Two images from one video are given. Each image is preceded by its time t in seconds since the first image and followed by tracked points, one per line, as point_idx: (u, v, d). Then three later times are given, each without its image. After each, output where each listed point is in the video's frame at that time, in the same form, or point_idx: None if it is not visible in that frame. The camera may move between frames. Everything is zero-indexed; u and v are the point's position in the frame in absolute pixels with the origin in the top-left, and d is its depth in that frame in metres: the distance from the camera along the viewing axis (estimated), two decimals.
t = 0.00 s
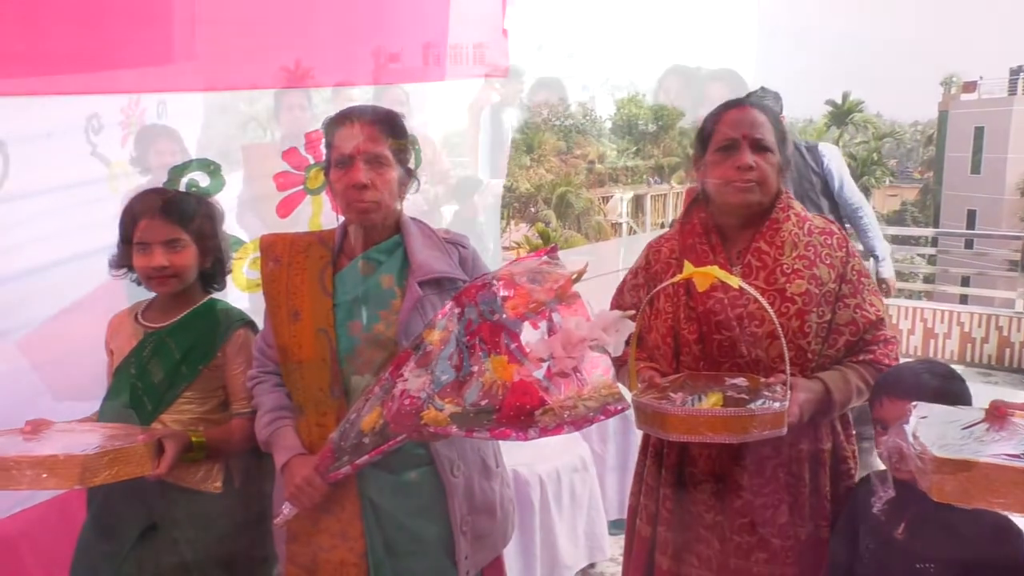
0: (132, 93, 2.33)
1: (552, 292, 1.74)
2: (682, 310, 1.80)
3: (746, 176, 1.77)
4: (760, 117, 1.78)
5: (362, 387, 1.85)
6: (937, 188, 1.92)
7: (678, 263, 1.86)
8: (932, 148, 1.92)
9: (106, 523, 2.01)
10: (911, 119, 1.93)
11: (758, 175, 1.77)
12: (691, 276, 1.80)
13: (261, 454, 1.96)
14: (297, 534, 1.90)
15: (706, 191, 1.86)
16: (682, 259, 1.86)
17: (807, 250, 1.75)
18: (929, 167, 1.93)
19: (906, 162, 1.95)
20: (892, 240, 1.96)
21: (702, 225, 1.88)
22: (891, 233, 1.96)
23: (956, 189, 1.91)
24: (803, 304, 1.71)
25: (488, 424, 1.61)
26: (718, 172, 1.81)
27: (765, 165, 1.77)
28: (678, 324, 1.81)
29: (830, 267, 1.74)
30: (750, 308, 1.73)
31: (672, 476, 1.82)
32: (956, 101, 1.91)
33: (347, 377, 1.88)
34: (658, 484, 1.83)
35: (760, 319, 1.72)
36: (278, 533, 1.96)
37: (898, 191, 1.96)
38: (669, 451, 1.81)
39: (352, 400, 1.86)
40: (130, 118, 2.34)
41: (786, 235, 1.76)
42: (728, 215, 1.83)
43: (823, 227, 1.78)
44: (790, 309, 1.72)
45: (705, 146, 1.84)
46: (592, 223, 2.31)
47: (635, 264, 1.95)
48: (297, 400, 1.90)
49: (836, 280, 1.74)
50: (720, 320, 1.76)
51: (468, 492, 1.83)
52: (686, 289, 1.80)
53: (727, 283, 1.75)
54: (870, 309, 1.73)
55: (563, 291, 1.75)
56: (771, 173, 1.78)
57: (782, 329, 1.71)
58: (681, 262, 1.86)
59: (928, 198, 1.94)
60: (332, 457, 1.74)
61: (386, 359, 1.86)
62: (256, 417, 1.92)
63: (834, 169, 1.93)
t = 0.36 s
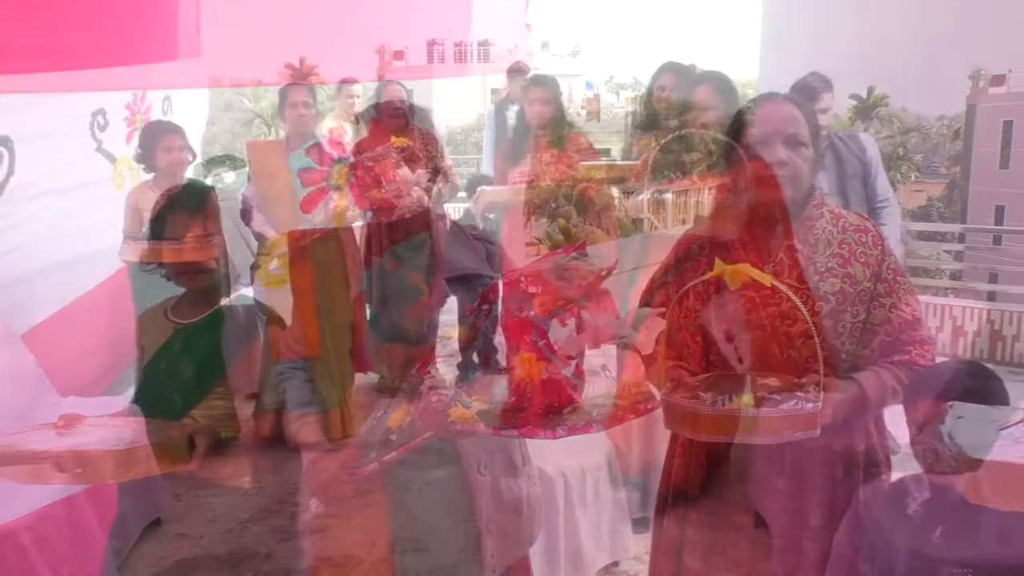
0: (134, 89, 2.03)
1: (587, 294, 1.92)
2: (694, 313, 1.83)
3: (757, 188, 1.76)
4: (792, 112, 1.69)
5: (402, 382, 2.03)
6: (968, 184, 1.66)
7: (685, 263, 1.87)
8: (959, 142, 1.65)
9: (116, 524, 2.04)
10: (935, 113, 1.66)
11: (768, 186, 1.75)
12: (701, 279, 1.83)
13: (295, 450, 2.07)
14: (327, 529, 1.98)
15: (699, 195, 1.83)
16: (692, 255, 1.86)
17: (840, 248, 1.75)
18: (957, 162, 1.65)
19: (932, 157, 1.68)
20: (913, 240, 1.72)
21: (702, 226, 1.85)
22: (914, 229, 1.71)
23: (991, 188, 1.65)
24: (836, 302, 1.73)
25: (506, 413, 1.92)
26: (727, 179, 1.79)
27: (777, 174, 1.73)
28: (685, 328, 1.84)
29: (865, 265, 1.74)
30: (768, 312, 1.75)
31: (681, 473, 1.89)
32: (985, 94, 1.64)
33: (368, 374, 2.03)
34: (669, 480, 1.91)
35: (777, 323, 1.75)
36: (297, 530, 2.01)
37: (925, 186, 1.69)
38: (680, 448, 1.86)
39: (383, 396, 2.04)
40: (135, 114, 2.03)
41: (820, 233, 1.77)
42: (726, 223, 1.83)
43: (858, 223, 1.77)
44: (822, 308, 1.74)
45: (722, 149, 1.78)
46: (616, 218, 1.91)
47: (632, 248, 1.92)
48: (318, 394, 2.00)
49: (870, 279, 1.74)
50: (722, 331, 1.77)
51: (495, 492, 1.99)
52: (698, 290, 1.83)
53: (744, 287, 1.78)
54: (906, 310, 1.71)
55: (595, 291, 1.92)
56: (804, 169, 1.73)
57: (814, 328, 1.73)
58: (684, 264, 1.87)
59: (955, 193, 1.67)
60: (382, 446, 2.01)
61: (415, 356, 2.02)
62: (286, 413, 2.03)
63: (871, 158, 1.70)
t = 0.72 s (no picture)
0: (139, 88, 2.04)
1: (566, 306, 2.21)
2: (683, 322, 1.99)
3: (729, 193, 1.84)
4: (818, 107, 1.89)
5: (410, 382, 2.50)
6: (989, 184, 1.95)
7: (669, 274, 1.93)
8: (980, 142, 1.95)
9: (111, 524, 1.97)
10: (964, 114, 1.96)
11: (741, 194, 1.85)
12: (688, 288, 1.95)
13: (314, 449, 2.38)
14: (338, 527, 2.01)
15: (707, 203, 1.82)
16: (670, 268, 1.92)
17: (871, 247, 2.09)
18: (979, 162, 1.96)
19: (956, 156, 1.99)
20: (952, 240, 2.00)
21: (706, 226, 1.84)
22: (953, 232, 2.00)
23: (1011, 189, 1.93)
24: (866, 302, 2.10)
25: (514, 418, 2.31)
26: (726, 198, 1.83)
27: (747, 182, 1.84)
28: (677, 335, 2.00)
29: (893, 263, 2.09)
30: (754, 322, 1.99)
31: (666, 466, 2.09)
32: (1009, 93, 1.91)
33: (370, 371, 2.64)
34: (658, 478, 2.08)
35: (764, 332, 1.99)
36: (302, 530, 2.02)
37: (952, 188, 1.99)
38: (676, 444, 2.08)
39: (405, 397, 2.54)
40: (140, 112, 2.06)
41: (850, 232, 2.06)
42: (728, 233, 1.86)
43: (888, 224, 2.08)
44: (852, 307, 2.09)
45: (694, 151, 1.83)
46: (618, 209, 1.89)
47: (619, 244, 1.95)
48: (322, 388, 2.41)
49: (901, 278, 2.08)
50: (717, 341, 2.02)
51: (500, 494, 2.09)
52: (688, 302, 1.97)
53: (737, 295, 1.97)
54: (937, 308, 1.94)
55: (579, 303, 2.16)
56: (828, 166, 1.98)
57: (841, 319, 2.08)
58: (670, 275, 1.94)
59: (977, 194, 1.97)
60: (387, 463, 2.19)
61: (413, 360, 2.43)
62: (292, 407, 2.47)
63: (934, 162, 2.01)
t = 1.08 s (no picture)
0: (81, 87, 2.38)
1: (563, 313, 2.49)
2: (690, 336, 1.89)
3: (727, 196, 1.81)
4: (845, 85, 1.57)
5: (416, 387, 2.90)
6: (1004, 160, 1.70)
7: (671, 285, 1.85)
8: None
9: (119, 522, 1.88)
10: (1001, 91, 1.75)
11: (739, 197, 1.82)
12: (690, 299, 1.88)
13: (317, 451, 2.45)
14: (346, 529, 2.02)
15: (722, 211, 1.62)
16: (674, 277, 1.85)
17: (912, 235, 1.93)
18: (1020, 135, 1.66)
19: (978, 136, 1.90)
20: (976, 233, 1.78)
21: (720, 231, 1.57)
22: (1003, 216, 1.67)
23: None
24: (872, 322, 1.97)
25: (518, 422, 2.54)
26: (744, 208, 1.65)
27: (742, 186, 1.82)
28: (680, 347, 1.87)
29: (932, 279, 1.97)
30: (755, 332, 1.87)
31: (674, 488, 1.82)
32: None
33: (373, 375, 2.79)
34: (669, 500, 1.82)
35: (768, 340, 1.88)
36: (308, 532, 2.01)
37: (988, 169, 1.76)
38: (683, 462, 1.84)
39: (409, 398, 2.90)
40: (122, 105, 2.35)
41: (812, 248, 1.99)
42: (744, 237, 1.59)
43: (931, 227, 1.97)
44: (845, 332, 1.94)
45: (687, 155, 1.82)
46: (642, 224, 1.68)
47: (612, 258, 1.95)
48: (327, 397, 2.43)
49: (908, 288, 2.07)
50: (727, 351, 1.84)
51: (500, 498, 2.17)
52: (688, 313, 1.88)
53: (742, 305, 1.87)
54: (951, 305, 1.79)
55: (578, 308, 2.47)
56: (863, 186, 2.40)
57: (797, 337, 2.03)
58: (672, 286, 1.86)
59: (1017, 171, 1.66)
60: (394, 465, 2.37)
61: (418, 362, 2.86)
62: (295, 412, 2.45)
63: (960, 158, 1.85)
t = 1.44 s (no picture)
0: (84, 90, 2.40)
1: (556, 320, 2.40)
2: (703, 367, 1.64)
3: (740, 212, 1.66)
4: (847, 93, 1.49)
5: (417, 389, 2.90)
6: (1005, 161, 1.71)
7: (682, 310, 1.61)
8: None
9: (121, 524, 1.89)
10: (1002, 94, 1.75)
11: (752, 213, 1.66)
12: (703, 325, 1.63)
13: (320, 453, 2.47)
14: (347, 531, 2.03)
15: (741, 231, 1.46)
16: (685, 301, 1.61)
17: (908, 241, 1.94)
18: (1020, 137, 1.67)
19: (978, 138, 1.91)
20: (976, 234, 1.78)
21: (738, 251, 1.41)
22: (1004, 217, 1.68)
23: None
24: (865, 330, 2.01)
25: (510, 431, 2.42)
26: (764, 228, 1.49)
27: (755, 201, 1.68)
28: (692, 378, 1.62)
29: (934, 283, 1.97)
30: (772, 358, 1.66)
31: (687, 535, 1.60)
32: None
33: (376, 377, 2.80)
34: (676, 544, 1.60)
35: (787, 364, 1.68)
36: (309, 534, 2.02)
37: (989, 171, 1.76)
38: (699, 502, 1.61)
39: (411, 401, 2.90)
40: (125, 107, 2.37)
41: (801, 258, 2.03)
42: (766, 259, 1.42)
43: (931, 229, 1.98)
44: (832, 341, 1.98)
45: (696, 168, 1.66)
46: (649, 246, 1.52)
47: (616, 277, 1.73)
48: (329, 398, 2.44)
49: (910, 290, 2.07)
50: (744, 381, 1.59)
51: (503, 500, 2.18)
52: (700, 340, 1.64)
53: (757, 327, 1.66)
54: (953, 306, 1.79)
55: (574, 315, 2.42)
56: (864, 188, 2.40)
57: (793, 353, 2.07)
58: (682, 311, 1.61)
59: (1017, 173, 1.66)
60: (397, 467, 2.38)
61: (419, 364, 2.86)
62: (298, 414, 2.46)
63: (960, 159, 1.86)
